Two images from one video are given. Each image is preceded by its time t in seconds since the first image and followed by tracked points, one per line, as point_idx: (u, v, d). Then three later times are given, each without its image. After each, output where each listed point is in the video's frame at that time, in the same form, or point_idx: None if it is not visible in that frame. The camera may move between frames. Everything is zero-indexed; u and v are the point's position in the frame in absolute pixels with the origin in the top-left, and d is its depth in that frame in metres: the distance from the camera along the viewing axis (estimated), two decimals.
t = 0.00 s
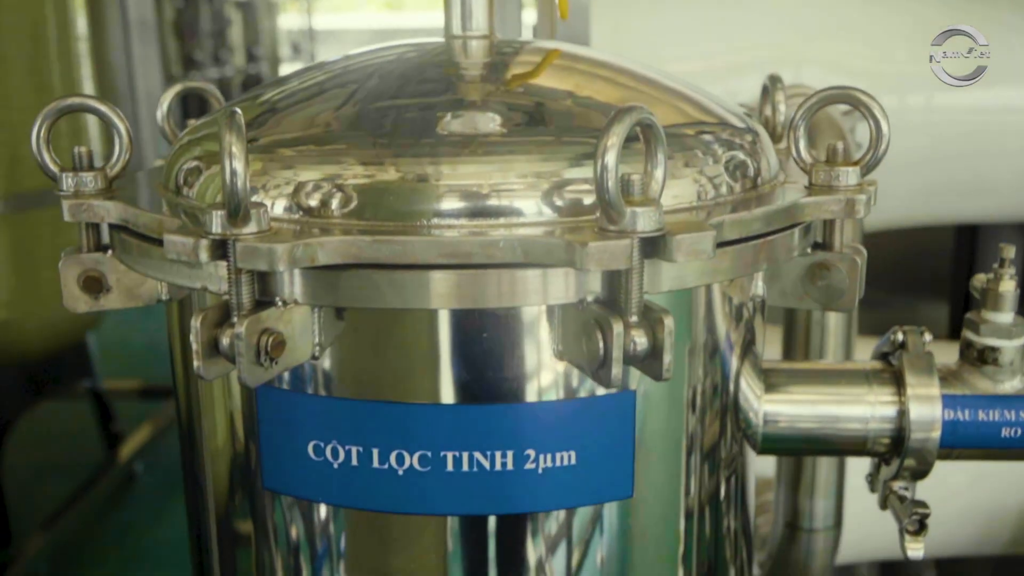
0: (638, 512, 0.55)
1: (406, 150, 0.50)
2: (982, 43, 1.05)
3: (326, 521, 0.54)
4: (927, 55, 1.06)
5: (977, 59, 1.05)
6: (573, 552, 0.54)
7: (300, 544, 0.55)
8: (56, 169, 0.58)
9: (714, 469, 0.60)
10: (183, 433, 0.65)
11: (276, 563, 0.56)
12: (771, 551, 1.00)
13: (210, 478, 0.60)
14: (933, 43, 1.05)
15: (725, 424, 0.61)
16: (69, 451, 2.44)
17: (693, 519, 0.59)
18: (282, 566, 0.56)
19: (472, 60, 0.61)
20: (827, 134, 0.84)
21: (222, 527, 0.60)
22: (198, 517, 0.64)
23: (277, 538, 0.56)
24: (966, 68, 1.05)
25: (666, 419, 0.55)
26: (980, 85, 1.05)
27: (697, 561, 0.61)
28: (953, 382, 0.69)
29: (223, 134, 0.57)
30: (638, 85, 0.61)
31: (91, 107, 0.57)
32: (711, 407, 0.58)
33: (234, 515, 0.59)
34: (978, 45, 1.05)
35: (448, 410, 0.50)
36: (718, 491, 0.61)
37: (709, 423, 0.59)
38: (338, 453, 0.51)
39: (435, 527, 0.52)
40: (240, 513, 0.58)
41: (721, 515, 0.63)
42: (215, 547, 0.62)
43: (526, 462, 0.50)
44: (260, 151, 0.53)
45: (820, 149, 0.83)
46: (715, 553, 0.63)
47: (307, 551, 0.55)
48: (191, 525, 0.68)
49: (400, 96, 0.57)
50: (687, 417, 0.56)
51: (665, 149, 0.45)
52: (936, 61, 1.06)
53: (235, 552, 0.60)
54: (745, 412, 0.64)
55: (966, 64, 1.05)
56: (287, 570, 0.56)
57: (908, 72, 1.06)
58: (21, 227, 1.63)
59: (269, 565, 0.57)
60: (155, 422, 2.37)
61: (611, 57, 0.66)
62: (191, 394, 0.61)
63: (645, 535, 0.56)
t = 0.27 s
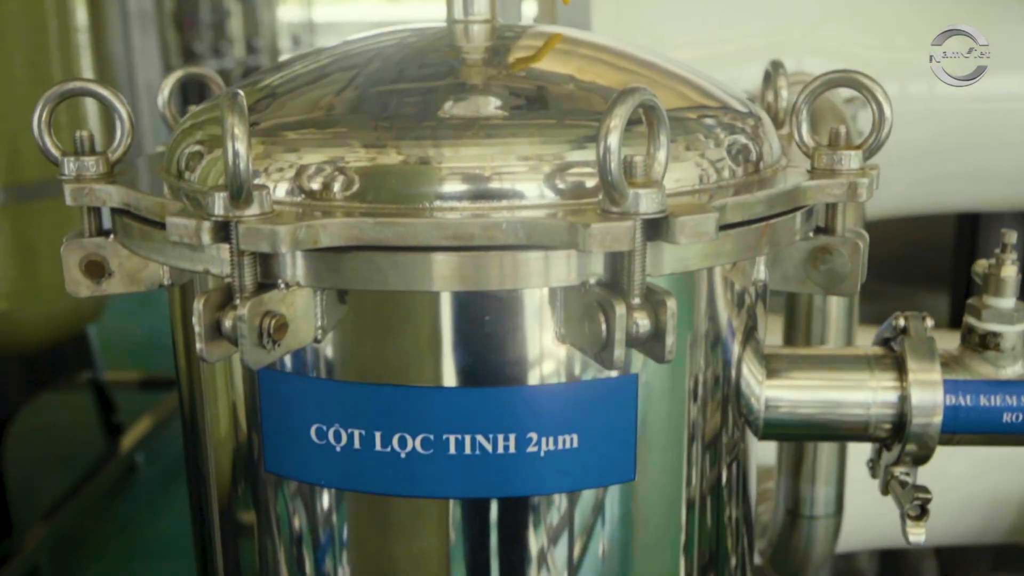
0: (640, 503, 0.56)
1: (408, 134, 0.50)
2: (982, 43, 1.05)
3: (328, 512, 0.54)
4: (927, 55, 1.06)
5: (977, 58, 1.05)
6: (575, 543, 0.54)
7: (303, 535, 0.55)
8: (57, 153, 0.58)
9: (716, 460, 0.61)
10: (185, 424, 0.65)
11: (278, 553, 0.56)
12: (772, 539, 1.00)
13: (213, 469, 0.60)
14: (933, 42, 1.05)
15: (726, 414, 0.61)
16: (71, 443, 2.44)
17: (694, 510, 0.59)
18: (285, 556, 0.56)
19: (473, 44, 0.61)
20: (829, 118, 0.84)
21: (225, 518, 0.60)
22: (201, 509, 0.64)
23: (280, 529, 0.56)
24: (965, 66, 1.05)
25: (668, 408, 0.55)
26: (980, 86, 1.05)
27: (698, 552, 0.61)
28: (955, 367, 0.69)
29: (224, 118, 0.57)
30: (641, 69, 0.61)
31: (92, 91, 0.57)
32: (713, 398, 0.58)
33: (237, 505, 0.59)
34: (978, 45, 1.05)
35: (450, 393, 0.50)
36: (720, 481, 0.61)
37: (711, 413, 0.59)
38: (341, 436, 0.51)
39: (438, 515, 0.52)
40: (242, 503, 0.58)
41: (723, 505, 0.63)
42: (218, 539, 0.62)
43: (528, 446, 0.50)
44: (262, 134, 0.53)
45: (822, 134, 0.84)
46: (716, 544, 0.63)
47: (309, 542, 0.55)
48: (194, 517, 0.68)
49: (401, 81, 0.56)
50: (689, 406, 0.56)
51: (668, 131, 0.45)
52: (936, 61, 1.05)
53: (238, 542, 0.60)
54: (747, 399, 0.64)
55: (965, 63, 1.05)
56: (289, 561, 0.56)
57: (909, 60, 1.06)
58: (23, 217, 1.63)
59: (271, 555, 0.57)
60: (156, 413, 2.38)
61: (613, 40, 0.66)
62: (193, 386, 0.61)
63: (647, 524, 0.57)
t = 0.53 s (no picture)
0: (641, 494, 0.56)
1: (409, 117, 0.50)
2: (982, 43, 1.05)
3: (330, 502, 0.54)
4: (927, 55, 1.05)
5: (978, 58, 1.05)
6: (576, 533, 0.54)
7: (305, 526, 0.55)
8: (58, 137, 0.58)
9: (717, 451, 0.61)
10: (188, 415, 0.65)
11: (280, 543, 0.57)
12: (772, 527, 1.00)
13: (215, 460, 0.60)
14: (933, 43, 1.05)
15: (727, 404, 0.61)
16: (72, 435, 2.44)
17: (695, 500, 0.59)
18: (287, 546, 0.56)
19: (474, 29, 0.61)
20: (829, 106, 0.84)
21: (226, 509, 0.60)
22: (203, 501, 0.64)
23: (282, 518, 0.56)
24: (966, 66, 1.05)
25: (669, 396, 0.55)
26: (980, 85, 1.05)
27: (699, 543, 0.61)
28: (956, 352, 0.69)
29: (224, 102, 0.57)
30: (642, 54, 0.61)
31: (92, 75, 0.57)
32: (714, 388, 0.58)
33: (239, 496, 0.59)
34: (978, 45, 1.05)
35: (452, 376, 0.50)
36: (721, 472, 0.61)
37: (712, 403, 0.59)
38: (342, 420, 0.51)
39: (439, 503, 0.52)
40: (244, 494, 0.58)
41: (724, 496, 0.63)
42: (220, 530, 0.62)
43: (530, 428, 0.50)
44: (263, 117, 0.53)
45: (823, 120, 0.84)
46: (717, 536, 0.63)
47: (312, 532, 0.55)
48: (196, 510, 0.68)
49: (401, 65, 0.56)
50: (690, 395, 0.56)
51: (670, 111, 0.44)
52: (937, 61, 1.05)
53: (240, 534, 0.60)
54: (747, 383, 0.64)
55: (966, 64, 1.05)
56: (291, 550, 0.56)
57: (911, 48, 1.06)
58: (24, 208, 1.62)
59: (274, 545, 0.57)
60: (157, 404, 2.38)
61: (614, 25, 0.66)
62: (195, 376, 0.61)
63: (649, 514, 0.57)
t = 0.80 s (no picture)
0: (642, 484, 0.56)
1: (409, 99, 0.50)
2: (982, 44, 1.04)
3: (331, 494, 0.54)
4: (927, 55, 1.05)
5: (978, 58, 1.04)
6: (577, 524, 0.54)
7: (306, 517, 0.56)
8: (58, 120, 0.57)
9: (718, 442, 0.61)
10: (190, 406, 0.66)
11: (281, 535, 0.57)
12: (772, 514, 1.00)
13: (216, 450, 0.61)
14: (933, 42, 1.04)
15: (728, 395, 0.61)
16: (73, 426, 2.45)
17: (695, 491, 0.59)
18: (288, 538, 0.57)
19: (474, 12, 0.60)
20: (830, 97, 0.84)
21: (228, 500, 0.61)
22: (205, 490, 0.65)
23: (283, 510, 0.56)
24: (966, 66, 1.04)
25: (669, 386, 0.55)
26: (980, 85, 1.05)
27: (699, 533, 0.61)
28: (957, 337, 0.69)
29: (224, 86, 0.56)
30: (644, 37, 0.60)
31: (92, 57, 0.56)
32: (715, 379, 0.58)
33: (241, 488, 0.59)
34: (977, 45, 1.04)
35: (452, 359, 0.50)
36: (722, 461, 0.61)
37: (713, 394, 0.59)
38: (343, 402, 0.51)
39: (440, 493, 0.52)
40: (246, 485, 0.59)
41: (724, 485, 0.63)
42: (222, 521, 0.62)
43: (531, 411, 0.50)
44: (263, 100, 0.53)
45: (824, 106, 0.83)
46: (717, 526, 0.63)
47: (313, 523, 0.55)
48: (198, 499, 0.68)
49: (401, 48, 0.56)
50: (691, 385, 0.56)
51: (672, 91, 0.44)
52: (936, 61, 1.04)
53: (241, 525, 0.60)
54: (748, 369, 0.64)
55: (966, 63, 1.04)
56: (293, 541, 0.57)
57: (912, 37, 1.05)
58: (24, 200, 1.62)
59: (275, 536, 0.58)
60: (157, 396, 2.38)
61: (616, 9, 0.66)
62: (196, 366, 0.61)
63: (649, 505, 0.57)
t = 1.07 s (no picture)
0: (641, 475, 0.56)
1: (409, 81, 0.50)
2: (982, 43, 1.04)
3: (332, 485, 0.55)
4: (927, 55, 1.04)
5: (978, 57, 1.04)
6: (577, 516, 0.55)
7: (307, 508, 0.56)
8: (57, 104, 0.57)
9: (717, 434, 0.61)
10: (191, 395, 0.66)
11: (282, 526, 0.58)
12: (772, 502, 1.00)
13: (218, 440, 0.61)
14: (933, 43, 1.04)
15: (728, 383, 0.61)
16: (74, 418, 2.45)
17: (695, 482, 0.60)
18: (290, 529, 0.57)
19: None
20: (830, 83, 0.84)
21: (229, 491, 0.61)
22: (206, 479, 0.65)
23: (284, 500, 0.57)
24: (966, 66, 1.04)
25: (670, 376, 0.55)
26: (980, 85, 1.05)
27: (698, 524, 0.61)
28: (958, 323, 0.69)
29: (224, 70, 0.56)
30: (644, 21, 0.60)
31: (91, 42, 0.56)
32: (715, 370, 0.59)
33: (242, 479, 0.60)
34: (977, 45, 1.04)
35: (452, 341, 0.50)
36: (721, 451, 0.62)
37: (713, 384, 0.59)
38: (344, 385, 0.51)
39: (441, 482, 0.53)
40: (247, 477, 0.59)
41: (724, 475, 0.63)
42: (223, 511, 0.63)
43: (531, 394, 0.50)
44: (263, 83, 0.53)
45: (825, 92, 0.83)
46: (717, 517, 0.63)
47: (313, 514, 0.56)
48: (199, 489, 0.68)
49: (400, 32, 0.56)
50: (691, 375, 0.57)
51: (672, 72, 0.44)
52: (937, 61, 1.04)
53: (242, 516, 0.61)
54: (748, 355, 0.63)
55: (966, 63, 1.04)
56: (294, 531, 0.57)
57: (913, 26, 1.05)
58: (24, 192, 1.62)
59: (276, 526, 0.58)
60: (158, 388, 2.38)
61: None
62: (197, 355, 0.61)
63: (648, 495, 0.57)
